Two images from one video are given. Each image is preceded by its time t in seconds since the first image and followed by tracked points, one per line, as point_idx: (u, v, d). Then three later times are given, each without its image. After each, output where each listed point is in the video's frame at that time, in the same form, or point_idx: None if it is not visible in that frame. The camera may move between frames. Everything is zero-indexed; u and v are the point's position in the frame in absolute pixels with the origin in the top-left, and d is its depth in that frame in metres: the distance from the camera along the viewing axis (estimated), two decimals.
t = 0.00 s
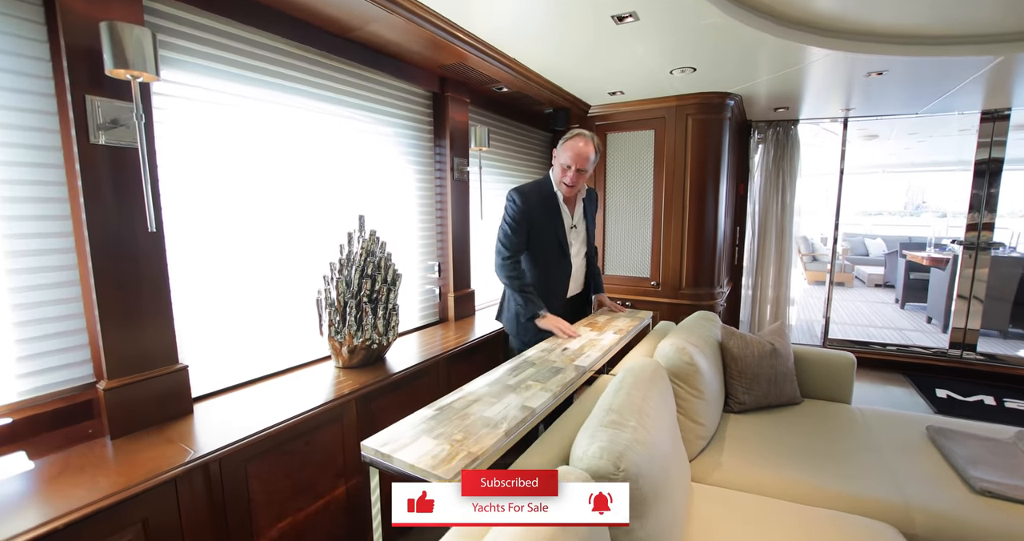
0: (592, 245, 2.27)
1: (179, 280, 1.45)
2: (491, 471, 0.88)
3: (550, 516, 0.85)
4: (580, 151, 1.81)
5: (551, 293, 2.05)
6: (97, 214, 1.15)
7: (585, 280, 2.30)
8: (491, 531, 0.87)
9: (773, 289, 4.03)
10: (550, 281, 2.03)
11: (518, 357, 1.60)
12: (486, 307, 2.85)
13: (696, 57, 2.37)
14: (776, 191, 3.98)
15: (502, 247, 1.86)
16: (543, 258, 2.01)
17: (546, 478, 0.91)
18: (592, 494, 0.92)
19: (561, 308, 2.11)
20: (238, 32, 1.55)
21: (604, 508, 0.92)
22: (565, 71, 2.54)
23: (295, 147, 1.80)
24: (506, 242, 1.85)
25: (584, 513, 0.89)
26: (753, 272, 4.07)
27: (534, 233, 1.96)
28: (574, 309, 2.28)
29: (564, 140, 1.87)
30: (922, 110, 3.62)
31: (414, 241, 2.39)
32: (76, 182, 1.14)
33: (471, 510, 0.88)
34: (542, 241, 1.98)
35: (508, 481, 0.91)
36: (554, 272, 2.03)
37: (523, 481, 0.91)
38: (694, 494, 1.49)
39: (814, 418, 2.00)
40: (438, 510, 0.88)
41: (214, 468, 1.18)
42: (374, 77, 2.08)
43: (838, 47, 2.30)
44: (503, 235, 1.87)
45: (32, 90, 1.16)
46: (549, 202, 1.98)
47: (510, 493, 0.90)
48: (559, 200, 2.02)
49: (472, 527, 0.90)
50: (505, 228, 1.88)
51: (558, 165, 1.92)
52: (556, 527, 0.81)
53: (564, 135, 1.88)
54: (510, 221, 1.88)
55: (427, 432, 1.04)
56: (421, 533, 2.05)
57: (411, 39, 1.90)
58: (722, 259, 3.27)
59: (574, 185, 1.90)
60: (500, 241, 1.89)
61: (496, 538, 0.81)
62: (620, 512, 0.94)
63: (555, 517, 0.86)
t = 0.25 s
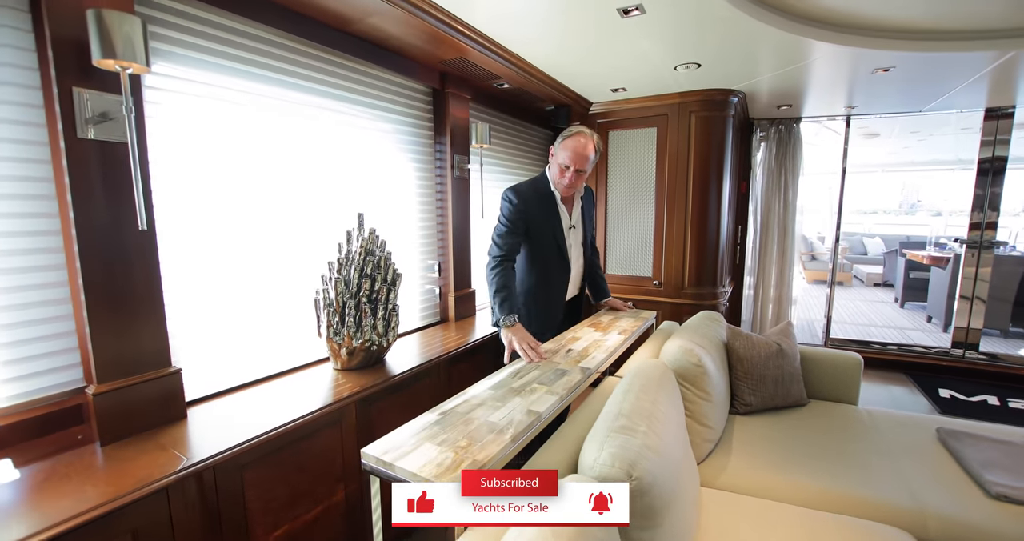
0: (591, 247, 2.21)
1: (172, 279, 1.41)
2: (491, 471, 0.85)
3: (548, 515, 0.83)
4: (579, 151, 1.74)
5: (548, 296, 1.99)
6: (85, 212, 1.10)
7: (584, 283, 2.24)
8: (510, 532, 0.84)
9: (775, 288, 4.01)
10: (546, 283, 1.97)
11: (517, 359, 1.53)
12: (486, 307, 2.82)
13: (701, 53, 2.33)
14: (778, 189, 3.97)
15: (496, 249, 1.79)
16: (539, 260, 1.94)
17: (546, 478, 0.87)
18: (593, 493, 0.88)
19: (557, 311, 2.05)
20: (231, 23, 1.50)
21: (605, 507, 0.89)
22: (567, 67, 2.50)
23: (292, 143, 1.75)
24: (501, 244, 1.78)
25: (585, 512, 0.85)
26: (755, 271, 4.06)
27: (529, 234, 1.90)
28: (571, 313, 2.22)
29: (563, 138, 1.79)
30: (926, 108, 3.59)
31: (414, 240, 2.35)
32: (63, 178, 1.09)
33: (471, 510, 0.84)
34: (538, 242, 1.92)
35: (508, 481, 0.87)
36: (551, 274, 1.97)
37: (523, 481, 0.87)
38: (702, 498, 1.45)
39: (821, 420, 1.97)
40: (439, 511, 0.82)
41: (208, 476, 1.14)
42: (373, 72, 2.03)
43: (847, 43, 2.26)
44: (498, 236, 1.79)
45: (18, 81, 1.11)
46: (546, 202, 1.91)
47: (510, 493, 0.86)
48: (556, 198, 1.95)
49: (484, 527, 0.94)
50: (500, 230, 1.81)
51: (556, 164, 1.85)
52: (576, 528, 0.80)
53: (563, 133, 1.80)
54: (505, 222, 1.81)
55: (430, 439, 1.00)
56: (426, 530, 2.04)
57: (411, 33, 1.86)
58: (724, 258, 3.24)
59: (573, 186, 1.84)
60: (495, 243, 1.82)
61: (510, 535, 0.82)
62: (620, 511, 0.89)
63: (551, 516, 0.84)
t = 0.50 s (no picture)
0: (593, 247, 2.18)
1: (162, 280, 1.36)
2: (491, 470, 0.79)
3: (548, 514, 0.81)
4: (583, 148, 1.70)
5: (550, 298, 1.96)
6: (69, 210, 1.05)
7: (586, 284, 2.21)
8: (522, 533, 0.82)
9: (776, 287, 4.00)
10: (549, 285, 1.94)
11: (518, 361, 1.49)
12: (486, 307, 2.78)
13: (704, 48, 2.30)
14: (779, 188, 3.95)
15: (502, 251, 1.75)
16: (543, 261, 1.91)
17: (546, 477, 0.84)
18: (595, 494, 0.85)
19: (559, 313, 2.02)
20: (223, 15, 1.46)
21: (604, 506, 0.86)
22: (568, 62, 2.46)
23: (287, 139, 1.71)
24: (507, 246, 1.75)
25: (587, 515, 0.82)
26: (756, 270, 4.04)
27: (534, 235, 1.86)
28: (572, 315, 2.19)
29: (567, 133, 1.76)
30: (928, 106, 3.57)
31: (413, 238, 2.31)
32: (47, 174, 1.04)
33: (470, 512, 0.78)
34: (542, 243, 1.88)
35: (508, 481, 0.81)
36: (554, 276, 1.94)
37: (523, 480, 0.83)
38: (710, 503, 1.42)
39: (827, 421, 1.94)
40: (438, 511, 0.76)
41: (199, 484, 1.10)
42: (370, 67, 1.99)
43: (854, 37, 2.21)
44: (503, 237, 1.75)
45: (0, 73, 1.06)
46: (547, 200, 1.87)
47: (510, 493, 0.81)
48: (558, 197, 1.91)
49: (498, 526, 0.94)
50: (502, 231, 1.77)
51: (558, 160, 1.81)
52: (591, 527, 0.80)
53: (567, 128, 1.76)
54: (507, 223, 1.77)
55: (431, 446, 0.96)
56: (427, 531, 2.01)
57: (410, 26, 1.81)
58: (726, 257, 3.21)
59: (576, 182, 1.81)
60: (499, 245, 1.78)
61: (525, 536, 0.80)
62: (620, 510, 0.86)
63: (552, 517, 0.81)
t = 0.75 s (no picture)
0: (596, 247, 2.14)
1: (150, 280, 1.32)
2: (491, 470, 0.79)
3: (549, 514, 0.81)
4: (589, 145, 1.68)
5: (552, 297, 1.92)
6: (51, 208, 1.01)
7: (588, 284, 2.18)
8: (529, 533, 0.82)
9: (776, 286, 4.00)
10: (551, 283, 1.90)
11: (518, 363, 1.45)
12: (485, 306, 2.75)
13: (705, 45, 2.26)
14: (779, 187, 3.93)
15: (507, 246, 1.71)
16: (547, 258, 1.87)
17: (547, 477, 0.82)
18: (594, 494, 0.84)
19: (559, 313, 1.98)
20: (212, 6, 1.41)
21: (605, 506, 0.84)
22: (568, 58, 2.42)
23: (281, 136, 1.66)
24: (512, 242, 1.71)
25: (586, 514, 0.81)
26: (755, 269, 4.03)
27: (538, 233, 1.83)
28: (573, 315, 2.16)
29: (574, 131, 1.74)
30: (929, 105, 3.55)
31: (411, 237, 2.27)
32: (25, 170, 1.00)
33: (471, 512, 0.77)
34: (546, 241, 1.85)
35: (509, 480, 0.80)
36: (556, 274, 1.90)
37: (523, 481, 0.82)
38: (717, 508, 1.39)
39: (831, 422, 1.91)
40: (438, 511, 0.76)
41: (190, 493, 1.06)
42: (366, 62, 1.95)
43: (859, 33, 2.17)
44: (507, 233, 1.72)
45: None
46: (551, 199, 1.83)
47: (510, 493, 0.80)
48: (562, 196, 1.87)
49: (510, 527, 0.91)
50: (507, 226, 1.73)
51: (563, 158, 1.79)
52: (600, 527, 0.80)
53: (575, 126, 1.75)
54: (511, 218, 1.73)
55: (431, 454, 0.92)
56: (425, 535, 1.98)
57: (407, 20, 1.77)
58: (727, 256, 3.18)
59: (583, 182, 1.79)
60: (503, 240, 1.74)
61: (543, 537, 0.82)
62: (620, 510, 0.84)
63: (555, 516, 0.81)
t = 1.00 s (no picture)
0: (597, 246, 2.12)
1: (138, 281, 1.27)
2: (491, 469, 0.78)
3: (548, 513, 0.79)
4: (591, 140, 1.66)
5: (555, 296, 1.89)
6: (32, 207, 0.96)
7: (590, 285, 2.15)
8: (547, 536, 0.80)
9: (775, 284, 3.99)
10: (555, 281, 1.88)
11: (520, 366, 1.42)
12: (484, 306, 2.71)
13: (707, 41, 2.23)
14: (779, 185, 3.92)
15: (512, 243, 1.68)
16: (550, 256, 1.84)
17: (547, 477, 0.80)
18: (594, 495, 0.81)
19: (562, 313, 1.95)
20: None
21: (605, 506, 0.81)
22: (568, 54, 2.38)
23: (274, 131, 1.62)
24: (518, 238, 1.68)
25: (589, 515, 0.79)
26: (754, 267, 4.01)
27: (543, 230, 1.80)
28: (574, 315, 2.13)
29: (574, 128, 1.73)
30: (928, 103, 3.54)
31: (408, 236, 2.23)
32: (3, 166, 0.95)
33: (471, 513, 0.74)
34: (551, 238, 1.82)
35: (509, 480, 0.79)
36: (560, 272, 1.87)
37: (523, 481, 0.80)
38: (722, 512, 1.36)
39: (835, 423, 1.89)
40: (438, 511, 0.74)
41: (180, 503, 1.01)
42: (362, 56, 1.90)
43: (863, 29, 2.14)
44: (512, 230, 1.69)
45: None
46: (554, 195, 1.82)
47: (510, 493, 0.78)
48: (564, 193, 1.86)
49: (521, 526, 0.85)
50: (510, 221, 1.71)
51: (565, 155, 1.77)
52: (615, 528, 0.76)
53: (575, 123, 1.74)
54: (515, 214, 1.71)
55: (432, 462, 0.89)
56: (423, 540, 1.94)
57: (404, 13, 1.72)
58: (727, 255, 3.16)
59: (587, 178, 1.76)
60: (508, 237, 1.71)
61: (557, 537, 0.77)
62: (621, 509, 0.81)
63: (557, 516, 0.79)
